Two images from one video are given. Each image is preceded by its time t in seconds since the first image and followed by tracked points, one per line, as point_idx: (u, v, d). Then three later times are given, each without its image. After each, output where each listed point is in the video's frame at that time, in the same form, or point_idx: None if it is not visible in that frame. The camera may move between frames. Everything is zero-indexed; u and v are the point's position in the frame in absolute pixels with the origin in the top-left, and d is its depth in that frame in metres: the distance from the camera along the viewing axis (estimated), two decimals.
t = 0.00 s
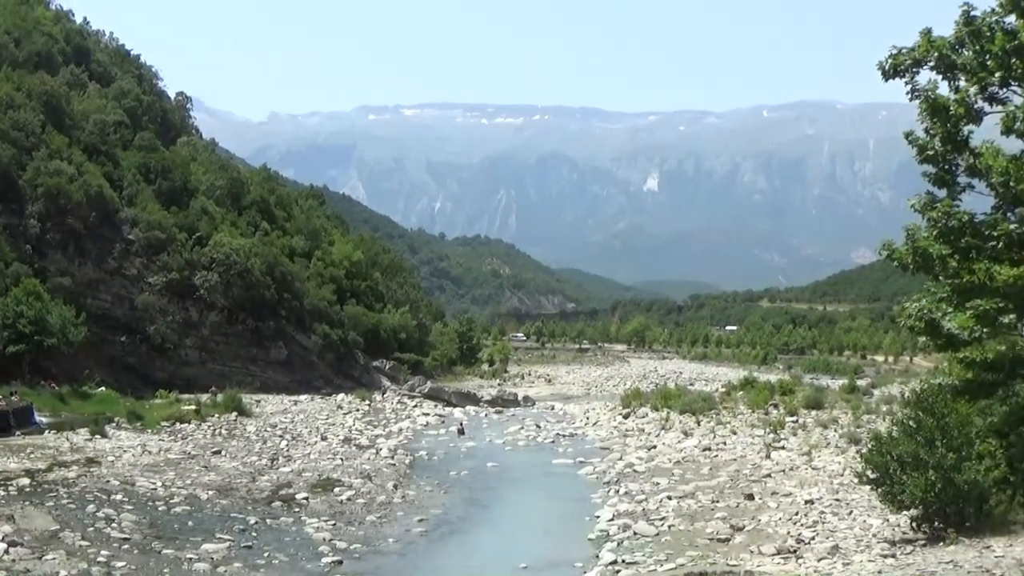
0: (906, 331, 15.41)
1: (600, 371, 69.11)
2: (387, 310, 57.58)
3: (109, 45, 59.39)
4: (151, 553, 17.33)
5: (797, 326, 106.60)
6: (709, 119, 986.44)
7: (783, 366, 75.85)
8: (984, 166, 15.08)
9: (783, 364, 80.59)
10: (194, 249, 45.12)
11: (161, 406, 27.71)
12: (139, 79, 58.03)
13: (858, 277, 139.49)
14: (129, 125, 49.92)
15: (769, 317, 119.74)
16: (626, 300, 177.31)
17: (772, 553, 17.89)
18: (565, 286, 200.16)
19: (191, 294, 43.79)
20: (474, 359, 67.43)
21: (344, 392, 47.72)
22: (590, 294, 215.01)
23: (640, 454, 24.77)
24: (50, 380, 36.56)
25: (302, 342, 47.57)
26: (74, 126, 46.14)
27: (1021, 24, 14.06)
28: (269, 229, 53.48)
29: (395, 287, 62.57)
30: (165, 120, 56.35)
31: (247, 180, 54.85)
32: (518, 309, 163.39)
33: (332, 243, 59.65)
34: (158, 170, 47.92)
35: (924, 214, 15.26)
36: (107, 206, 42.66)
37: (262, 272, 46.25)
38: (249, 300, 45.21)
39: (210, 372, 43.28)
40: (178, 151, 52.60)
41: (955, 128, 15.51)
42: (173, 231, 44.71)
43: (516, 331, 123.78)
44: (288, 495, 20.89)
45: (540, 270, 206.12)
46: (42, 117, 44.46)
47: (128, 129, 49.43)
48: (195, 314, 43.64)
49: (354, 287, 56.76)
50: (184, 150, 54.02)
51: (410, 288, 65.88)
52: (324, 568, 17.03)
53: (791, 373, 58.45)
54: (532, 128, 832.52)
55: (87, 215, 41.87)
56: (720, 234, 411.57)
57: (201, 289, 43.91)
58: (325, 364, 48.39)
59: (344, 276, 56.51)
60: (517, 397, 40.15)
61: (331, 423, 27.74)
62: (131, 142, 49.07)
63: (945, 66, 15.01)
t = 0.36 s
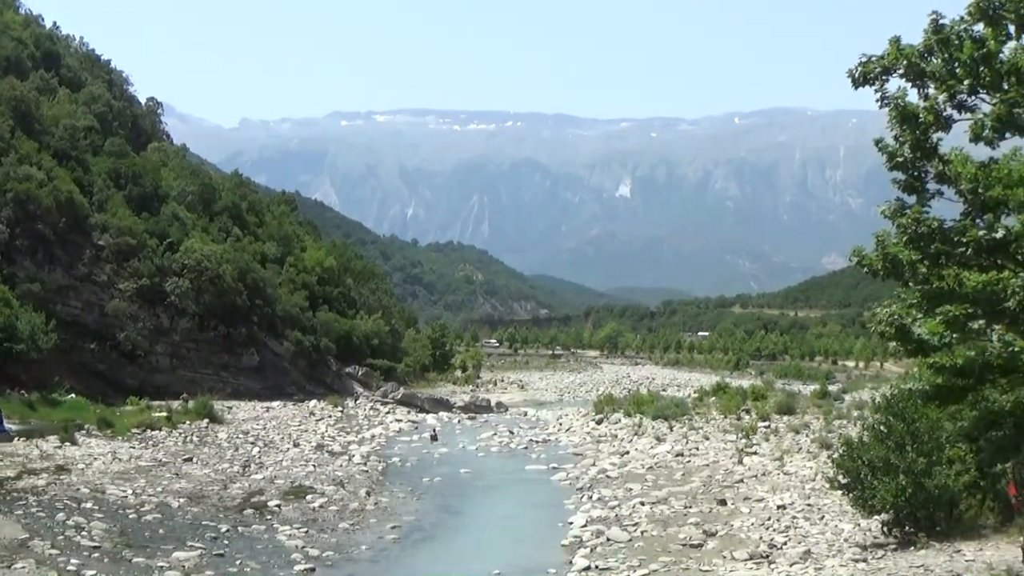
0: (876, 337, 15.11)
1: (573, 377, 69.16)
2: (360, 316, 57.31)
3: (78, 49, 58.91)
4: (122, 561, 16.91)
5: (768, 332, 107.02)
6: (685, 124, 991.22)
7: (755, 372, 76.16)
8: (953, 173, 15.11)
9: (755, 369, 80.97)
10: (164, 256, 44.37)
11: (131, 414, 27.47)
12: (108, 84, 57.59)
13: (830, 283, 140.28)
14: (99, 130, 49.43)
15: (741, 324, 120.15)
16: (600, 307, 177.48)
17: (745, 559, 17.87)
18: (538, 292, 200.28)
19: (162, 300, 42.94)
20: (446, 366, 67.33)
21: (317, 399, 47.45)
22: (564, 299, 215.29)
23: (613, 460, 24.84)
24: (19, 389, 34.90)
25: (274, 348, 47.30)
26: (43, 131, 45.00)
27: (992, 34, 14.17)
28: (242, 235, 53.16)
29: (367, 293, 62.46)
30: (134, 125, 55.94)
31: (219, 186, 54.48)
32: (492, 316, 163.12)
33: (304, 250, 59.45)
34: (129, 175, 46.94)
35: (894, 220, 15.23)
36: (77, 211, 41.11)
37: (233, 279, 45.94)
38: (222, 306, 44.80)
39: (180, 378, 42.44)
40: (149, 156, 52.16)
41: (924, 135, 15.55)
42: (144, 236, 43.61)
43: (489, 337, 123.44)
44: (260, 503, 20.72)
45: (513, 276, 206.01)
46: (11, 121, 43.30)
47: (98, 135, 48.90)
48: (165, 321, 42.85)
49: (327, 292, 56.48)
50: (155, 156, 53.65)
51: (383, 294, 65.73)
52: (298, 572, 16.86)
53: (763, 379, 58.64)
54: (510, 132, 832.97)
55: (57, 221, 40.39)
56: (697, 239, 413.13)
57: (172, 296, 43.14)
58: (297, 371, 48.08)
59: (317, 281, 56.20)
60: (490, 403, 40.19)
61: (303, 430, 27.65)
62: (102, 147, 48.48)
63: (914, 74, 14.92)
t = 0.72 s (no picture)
0: (865, 340, 15.14)
1: (564, 382, 69.06)
2: (350, 321, 57.19)
3: (67, 55, 58.78)
4: (111, 568, 16.72)
5: (758, 337, 107.13)
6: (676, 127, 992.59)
7: (745, 377, 76.14)
8: (941, 177, 15.21)
9: (745, 373, 80.96)
10: (153, 261, 44.23)
11: (120, 420, 27.41)
12: (96, 89, 57.46)
13: (819, 287, 140.50)
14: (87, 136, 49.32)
15: (731, 328, 120.23)
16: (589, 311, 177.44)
17: (735, 562, 17.83)
18: (527, 297, 200.07)
19: (151, 306, 42.76)
20: (437, 371, 67.00)
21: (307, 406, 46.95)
22: (553, 304, 215.14)
23: (603, 464, 24.89)
24: (8, 395, 34.69)
25: (264, 353, 47.24)
26: (32, 136, 44.88)
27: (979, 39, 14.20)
28: (231, 240, 53.05)
29: (357, 298, 62.36)
30: (123, 130, 55.86)
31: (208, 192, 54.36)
32: (481, 321, 162.76)
33: (293, 255, 59.35)
34: (118, 181, 46.89)
35: (883, 223, 15.34)
36: (66, 217, 41.11)
37: (223, 284, 45.73)
38: (211, 313, 44.66)
39: (170, 385, 42.26)
40: (138, 162, 52.03)
41: (912, 139, 15.61)
42: (133, 242, 43.63)
43: (479, 343, 123.10)
44: (250, 508, 20.63)
45: (502, 281, 205.91)
46: None
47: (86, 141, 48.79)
48: (154, 327, 42.72)
49: (317, 297, 56.38)
50: (144, 161, 53.56)
51: (373, 299, 65.64)
52: None
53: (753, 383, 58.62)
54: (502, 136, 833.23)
55: (46, 227, 40.30)
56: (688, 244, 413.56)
57: (161, 301, 43.00)
58: (287, 376, 48.01)
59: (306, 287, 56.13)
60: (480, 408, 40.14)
61: (293, 435, 27.64)
62: (90, 153, 48.40)
63: (902, 79, 15.03)
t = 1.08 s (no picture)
0: (854, 343, 15.18)
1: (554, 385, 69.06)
2: (340, 325, 57.11)
3: (55, 59, 58.59)
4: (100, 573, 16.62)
5: (748, 339, 107.22)
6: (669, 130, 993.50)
7: (735, 380, 76.21)
8: (929, 180, 15.24)
9: (735, 376, 81.10)
10: (142, 266, 44.19)
11: (109, 425, 27.33)
12: (85, 94, 57.34)
13: (809, 289, 140.71)
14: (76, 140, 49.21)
15: (721, 331, 120.31)
16: (580, 315, 177.55)
17: (725, 565, 17.82)
18: (517, 301, 200.01)
19: (140, 310, 42.65)
20: (427, 375, 67.06)
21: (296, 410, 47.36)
22: (544, 308, 215.12)
23: (593, 467, 24.91)
24: None
25: (254, 358, 47.29)
26: (21, 141, 44.75)
27: (966, 43, 14.25)
28: (221, 244, 52.95)
29: (347, 302, 62.31)
30: (112, 135, 55.76)
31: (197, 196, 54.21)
32: (471, 325, 162.64)
33: (283, 260, 59.26)
34: (107, 185, 46.78)
35: (873, 226, 15.49)
36: (54, 223, 40.91)
37: (212, 289, 45.78)
38: (200, 317, 44.64)
39: (159, 389, 42.10)
40: (127, 166, 51.90)
41: (900, 142, 15.67)
42: (122, 247, 43.65)
43: (469, 346, 122.95)
44: (240, 513, 20.57)
45: (493, 285, 205.85)
46: None
47: (75, 145, 48.69)
48: (144, 331, 42.59)
49: (307, 302, 56.34)
50: (133, 166, 53.44)
51: (363, 303, 65.61)
52: None
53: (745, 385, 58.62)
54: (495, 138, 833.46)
55: (34, 231, 40.17)
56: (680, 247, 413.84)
57: (151, 306, 42.89)
58: (276, 381, 48.03)
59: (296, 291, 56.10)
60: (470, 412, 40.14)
61: (283, 440, 27.60)
62: (79, 158, 48.27)
63: (891, 82, 15.09)
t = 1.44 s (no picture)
0: (846, 346, 15.31)
1: (548, 389, 69.04)
2: (333, 329, 57.04)
3: (47, 63, 58.46)
4: None
5: (741, 343, 107.39)
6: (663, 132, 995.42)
7: (729, 382, 76.32)
8: (922, 183, 15.25)
9: (728, 379, 81.22)
10: (135, 269, 44.04)
11: (102, 430, 27.26)
12: (77, 97, 57.22)
13: (802, 293, 140.95)
14: (69, 145, 49.12)
15: (713, 334, 120.48)
16: (573, 318, 177.66)
17: (720, 569, 17.81)
18: (510, 304, 200.15)
19: (133, 314, 42.53)
20: (420, 378, 67.05)
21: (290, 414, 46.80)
22: (536, 311, 215.33)
23: (587, 470, 24.90)
24: None
25: (247, 362, 46.80)
26: (12, 145, 44.66)
27: (959, 46, 14.30)
28: (214, 248, 52.85)
29: (340, 305, 62.25)
30: (104, 139, 55.67)
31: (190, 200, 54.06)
32: (465, 329, 162.64)
33: (276, 263, 59.20)
34: (100, 189, 46.65)
35: (864, 230, 15.42)
36: (46, 227, 40.86)
37: (205, 292, 45.40)
38: (193, 321, 44.25)
39: (152, 394, 41.98)
40: (119, 170, 51.78)
41: (893, 145, 15.75)
42: (115, 250, 43.42)
43: (462, 350, 122.91)
44: (232, 518, 20.53)
45: (485, 288, 205.94)
46: None
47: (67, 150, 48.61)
48: (136, 336, 42.47)
49: (301, 305, 56.25)
50: (126, 170, 53.32)
51: (356, 306, 65.59)
52: None
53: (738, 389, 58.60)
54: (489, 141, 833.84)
55: (26, 236, 40.08)
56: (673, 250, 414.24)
57: (143, 310, 42.76)
58: (270, 385, 47.49)
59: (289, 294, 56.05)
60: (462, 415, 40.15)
61: (276, 444, 27.56)
62: (71, 162, 48.16)
63: (882, 85, 15.15)
